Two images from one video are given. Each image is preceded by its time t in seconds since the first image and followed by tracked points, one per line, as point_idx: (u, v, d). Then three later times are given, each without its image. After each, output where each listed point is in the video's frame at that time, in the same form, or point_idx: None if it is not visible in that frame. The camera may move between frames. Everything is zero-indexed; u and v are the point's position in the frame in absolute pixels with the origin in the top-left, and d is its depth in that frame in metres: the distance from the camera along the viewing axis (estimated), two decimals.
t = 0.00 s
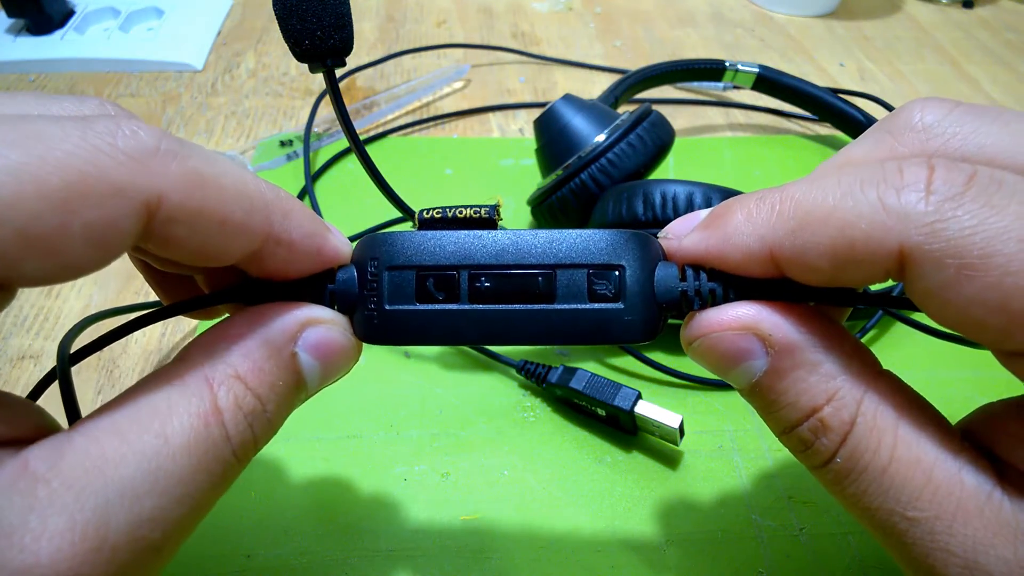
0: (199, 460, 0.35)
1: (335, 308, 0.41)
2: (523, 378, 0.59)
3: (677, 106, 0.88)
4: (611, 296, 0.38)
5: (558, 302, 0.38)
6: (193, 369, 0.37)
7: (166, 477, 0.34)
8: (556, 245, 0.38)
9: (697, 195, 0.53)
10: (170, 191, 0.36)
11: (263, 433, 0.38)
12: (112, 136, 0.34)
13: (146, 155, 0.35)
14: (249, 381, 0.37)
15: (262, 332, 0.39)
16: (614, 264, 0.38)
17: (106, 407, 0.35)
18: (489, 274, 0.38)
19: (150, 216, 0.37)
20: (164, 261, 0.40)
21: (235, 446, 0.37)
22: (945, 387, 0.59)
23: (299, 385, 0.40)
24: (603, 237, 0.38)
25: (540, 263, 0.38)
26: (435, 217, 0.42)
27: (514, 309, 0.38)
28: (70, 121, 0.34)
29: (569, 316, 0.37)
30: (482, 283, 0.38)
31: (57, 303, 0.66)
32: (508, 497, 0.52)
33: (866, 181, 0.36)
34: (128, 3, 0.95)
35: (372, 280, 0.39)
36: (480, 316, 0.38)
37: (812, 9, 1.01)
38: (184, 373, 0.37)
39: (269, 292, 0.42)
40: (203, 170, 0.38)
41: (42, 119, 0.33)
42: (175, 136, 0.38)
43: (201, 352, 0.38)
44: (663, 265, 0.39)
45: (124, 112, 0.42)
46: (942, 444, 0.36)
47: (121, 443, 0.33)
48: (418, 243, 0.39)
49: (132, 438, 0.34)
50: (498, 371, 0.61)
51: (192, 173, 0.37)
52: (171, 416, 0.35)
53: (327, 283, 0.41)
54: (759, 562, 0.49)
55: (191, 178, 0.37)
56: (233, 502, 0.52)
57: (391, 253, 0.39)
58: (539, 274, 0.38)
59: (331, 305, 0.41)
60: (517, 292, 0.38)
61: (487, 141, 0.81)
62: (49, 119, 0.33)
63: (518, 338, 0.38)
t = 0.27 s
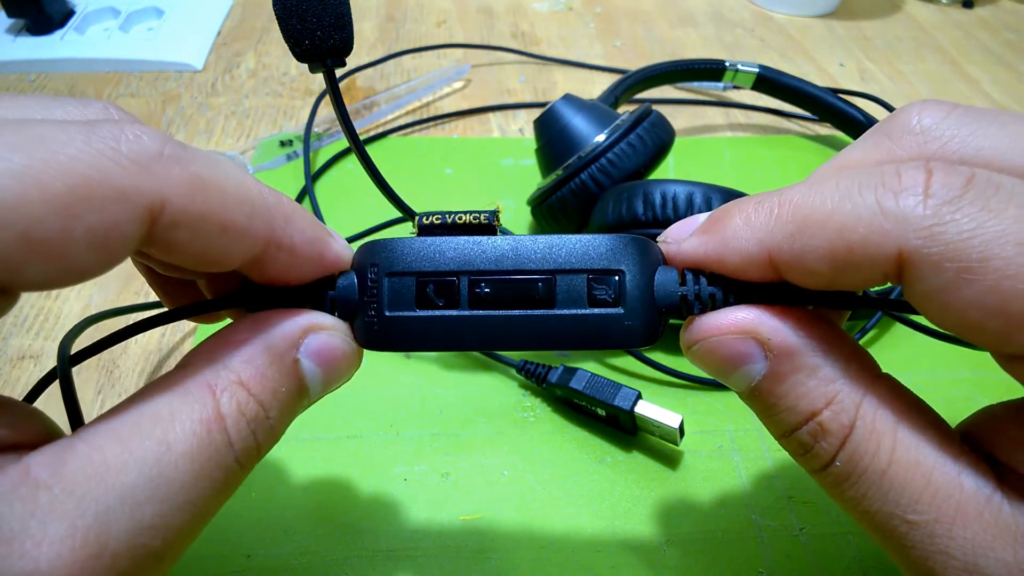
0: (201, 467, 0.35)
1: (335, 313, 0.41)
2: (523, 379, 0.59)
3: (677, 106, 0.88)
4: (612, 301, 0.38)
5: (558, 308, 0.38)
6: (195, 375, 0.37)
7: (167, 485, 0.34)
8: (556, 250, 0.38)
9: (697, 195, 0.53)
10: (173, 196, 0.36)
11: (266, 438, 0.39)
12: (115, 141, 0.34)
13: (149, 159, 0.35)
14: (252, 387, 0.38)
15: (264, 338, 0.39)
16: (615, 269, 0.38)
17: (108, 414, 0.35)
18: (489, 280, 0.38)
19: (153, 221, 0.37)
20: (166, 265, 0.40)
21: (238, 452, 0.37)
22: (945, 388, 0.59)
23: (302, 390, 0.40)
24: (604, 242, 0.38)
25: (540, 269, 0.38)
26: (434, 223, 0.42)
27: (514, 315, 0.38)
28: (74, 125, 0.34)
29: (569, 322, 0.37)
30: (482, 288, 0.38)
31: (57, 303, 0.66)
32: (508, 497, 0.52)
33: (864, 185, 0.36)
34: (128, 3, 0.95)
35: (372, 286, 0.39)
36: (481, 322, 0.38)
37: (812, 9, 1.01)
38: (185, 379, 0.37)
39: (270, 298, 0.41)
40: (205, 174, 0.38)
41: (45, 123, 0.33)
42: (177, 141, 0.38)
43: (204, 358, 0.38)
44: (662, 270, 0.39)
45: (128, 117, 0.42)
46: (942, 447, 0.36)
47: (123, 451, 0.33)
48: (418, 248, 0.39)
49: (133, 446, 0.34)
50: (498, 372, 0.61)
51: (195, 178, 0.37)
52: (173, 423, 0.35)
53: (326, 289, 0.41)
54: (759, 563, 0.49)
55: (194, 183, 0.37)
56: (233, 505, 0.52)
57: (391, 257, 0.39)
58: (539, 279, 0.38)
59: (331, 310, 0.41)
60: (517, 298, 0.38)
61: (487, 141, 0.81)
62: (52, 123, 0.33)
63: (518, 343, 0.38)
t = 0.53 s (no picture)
0: (202, 464, 0.35)
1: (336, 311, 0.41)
2: (523, 379, 0.59)
3: (678, 106, 0.88)
4: (612, 302, 0.38)
5: (558, 308, 0.38)
6: (196, 373, 0.37)
7: (168, 480, 0.34)
8: (557, 251, 0.38)
9: (697, 195, 0.53)
10: (173, 197, 0.36)
11: (265, 436, 0.38)
12: (115, 141, 0.34)
13: (149, 160, 0.35)
14: (252, 384, 0.38)
15: (264, 337, 0.39)
16: (615, 270, 0.38)
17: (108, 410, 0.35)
18: (489, 280, 0.38)
19: (153, 222, 0.36)
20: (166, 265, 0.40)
21: (238, 450, 0.37)
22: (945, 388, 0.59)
23: (302, 389, 0.40)
24: (605, 243, 0.38)
25: (541, 269, 0.38)
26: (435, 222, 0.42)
27: (514, 315, 0.38)
28: (74, 125, 0.34)
29: (569, 322, 0.37)
30: (483, 288, 0.38)
31: (57, 303, 0.66)
32: (508, 498, 0.52)
33: (862, 187, 0.36)
34: (129, 3, 0.95)
35: (372, 285, 0.39)
36: (481, 321, 0.38)
37: (812, 9, 1.01)
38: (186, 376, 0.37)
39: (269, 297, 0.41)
40: (206, 175, 0.38)
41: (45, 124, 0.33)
42: (178, 141, 0.38)
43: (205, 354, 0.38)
44: (663, 270, 0.39)
45: (128, 118, 0.42)
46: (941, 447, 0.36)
47: (123, 447, 0.33)
48: (419, 248, 0.38)
49: (134, 442, 0.34)
50: (498, 372, 0.61)
51: (195, 178, 0.37)
52: (173, 420, 0.35)
53: (328, 287, 0.41)
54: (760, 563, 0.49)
55: (194, 184, 0.37)
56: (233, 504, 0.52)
57: (391, 257, 0.39)
58: (540, 280, 0.38)
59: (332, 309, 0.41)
60: (517, 297, 0.38)
61: (487, 141, 0.81)
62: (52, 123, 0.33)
63: (519, 343, 0.38)
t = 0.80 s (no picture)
0: (196, 446, 0.35)
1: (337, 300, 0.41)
2: (523, 378, 0.59)
3: (678, 106, 0.88)
4: (613, 296, 0.38)
5: (560, 302, 0.38)
6: (193, 364, 0.37)
7: (160, 462, 0.34)
8: (560, 244, 0.38)
9: (697, 195, 0.53)
10: (166, 189, 0.36)
11: (259, 421, 0.38)
12: (107, 134, 0.34)
13: (141, 152, 0.35)
14: (250, 372, 0.37)
15: (264, 326, 0.39)
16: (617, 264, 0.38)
17: (105, 391, 0.36)
18: (492, 272, 0.38)
19: (147, 215, 0.37)
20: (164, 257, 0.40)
21: (232, 434, 0.37)
22: (945, 387, 0.59)
23: (299, 378, 0.40)
24: (606, 237, 0.39)
25: (543, 263, 0.38)
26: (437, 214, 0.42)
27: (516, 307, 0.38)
28: (67, 119, 0.34)
29: (570, 315, 0.37)
30: (484, 280, 0.38)
31: (57, 303, 0.66)
32: (508, 498, 0.52)
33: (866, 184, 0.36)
34: (129, 3, 0.95)
35: (374, 275, 0.39)
36: (482, 313, 0.38)
37: (812, 9, 1.01)
38: (183, 365, 0.37)
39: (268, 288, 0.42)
40: (199, 167, 0.38)
41: (37, 117, 0.33)
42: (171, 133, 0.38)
43: (201, 343, 0.38)
44: (666, 267, 0.39)
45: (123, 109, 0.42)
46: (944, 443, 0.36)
47: (118, 429, 0.34)
48: (423, 240, 0.38)
49: (129, 425, 0.34)
50: (498, 370, 0.61)
51: (188, 171, 0.37)
52: (169, 403, 0.35)
53: (329, 278, 0.41)
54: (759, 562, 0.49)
55: (187, 177, 0.37)
56: (232, 499, 0.52)
57: (394, 250, 0.38)
58: (542, 274, 0.38)
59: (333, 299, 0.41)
60: (520, 290, 0.38)
61: (487, 141, 0.81)
62: (44, 117, 0.33)
63: (519, 336, 0.38)
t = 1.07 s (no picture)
0: (197, 446, 0.35)
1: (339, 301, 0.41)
2: (524, 378, 0.59)
3: (678, 106, 0.88)
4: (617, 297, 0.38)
5: (562, 303, 0.38)
6: (194, 364, 0.37)
7: (162, 461, 0.34)
8: (563, 245, 0.38)
9: (696, 195, 0.53)
10: (171, 194, 0.36)
11: (259, 421, 0.38)
12: (111, 138, 0.34)
13: (146, 156, 0.35)
14: (250, 371, 0.38)
15: (265, 326, 0.39)
16: (621, 264, 0.38)
17: (106, 390, 0.35)
18: (495, 272, 0.38)
19: (151, 219, 0.36)
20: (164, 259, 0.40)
21: (233, 434, 0.37)
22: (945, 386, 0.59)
23: (300, 378, 0.40)
24: (608, 237, 0.39)
25: (546, 262, 0.38)
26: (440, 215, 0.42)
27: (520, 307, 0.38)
28: (71, 123, 0.34)
29: (574, 315, 0.37)
30: (488, 280, 0.38)
31: (57, 303, 0.66)
32: (509, 498, 0.52)
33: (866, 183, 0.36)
34: (128, 3, 0.95)
35: (377, 275, 0.39)
36: (485, 313, 0.38)
37: (812, 9, 1.01)
38: (184, 364, 0.37)
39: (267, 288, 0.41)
40: (203, 171, 0.38)
41: (41, 121, 0.33)
42: (175, 137, 0.38)
43: (203, 341, 0.38)
44: (667, 268, 0.39)
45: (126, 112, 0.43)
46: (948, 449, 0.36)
47: (121, 427, 0.34)
48: (426, 240, 0.38)
49: (131, 423, 0.34)
50: (498, 369, 0.61)
51: (192, 175, 0.37)
52: (170, 401, 0.35)
53: (332, 277, 0.41)
54: (760, 563, 0.49)
55: (191, 181, 0.37)
56: (232, 500, 0.52)
57: (397, 249, 0.38)
58: (545, 274, 0.38)
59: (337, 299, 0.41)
60: (524, 291, 0.38)
61: (487, 141, 0.81)
62: (48, 121, 0.33)
63: (524, 337, 0.38)
